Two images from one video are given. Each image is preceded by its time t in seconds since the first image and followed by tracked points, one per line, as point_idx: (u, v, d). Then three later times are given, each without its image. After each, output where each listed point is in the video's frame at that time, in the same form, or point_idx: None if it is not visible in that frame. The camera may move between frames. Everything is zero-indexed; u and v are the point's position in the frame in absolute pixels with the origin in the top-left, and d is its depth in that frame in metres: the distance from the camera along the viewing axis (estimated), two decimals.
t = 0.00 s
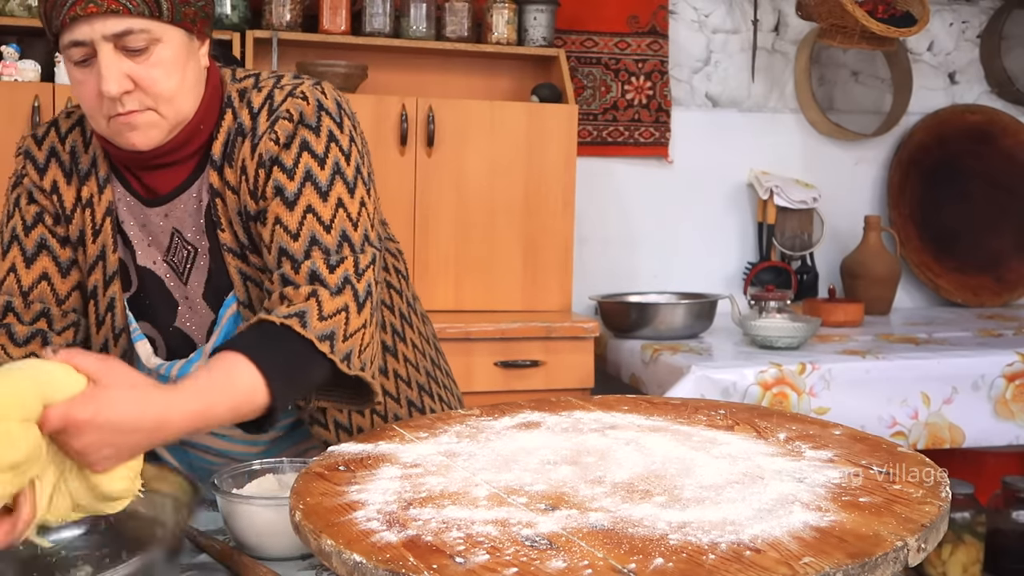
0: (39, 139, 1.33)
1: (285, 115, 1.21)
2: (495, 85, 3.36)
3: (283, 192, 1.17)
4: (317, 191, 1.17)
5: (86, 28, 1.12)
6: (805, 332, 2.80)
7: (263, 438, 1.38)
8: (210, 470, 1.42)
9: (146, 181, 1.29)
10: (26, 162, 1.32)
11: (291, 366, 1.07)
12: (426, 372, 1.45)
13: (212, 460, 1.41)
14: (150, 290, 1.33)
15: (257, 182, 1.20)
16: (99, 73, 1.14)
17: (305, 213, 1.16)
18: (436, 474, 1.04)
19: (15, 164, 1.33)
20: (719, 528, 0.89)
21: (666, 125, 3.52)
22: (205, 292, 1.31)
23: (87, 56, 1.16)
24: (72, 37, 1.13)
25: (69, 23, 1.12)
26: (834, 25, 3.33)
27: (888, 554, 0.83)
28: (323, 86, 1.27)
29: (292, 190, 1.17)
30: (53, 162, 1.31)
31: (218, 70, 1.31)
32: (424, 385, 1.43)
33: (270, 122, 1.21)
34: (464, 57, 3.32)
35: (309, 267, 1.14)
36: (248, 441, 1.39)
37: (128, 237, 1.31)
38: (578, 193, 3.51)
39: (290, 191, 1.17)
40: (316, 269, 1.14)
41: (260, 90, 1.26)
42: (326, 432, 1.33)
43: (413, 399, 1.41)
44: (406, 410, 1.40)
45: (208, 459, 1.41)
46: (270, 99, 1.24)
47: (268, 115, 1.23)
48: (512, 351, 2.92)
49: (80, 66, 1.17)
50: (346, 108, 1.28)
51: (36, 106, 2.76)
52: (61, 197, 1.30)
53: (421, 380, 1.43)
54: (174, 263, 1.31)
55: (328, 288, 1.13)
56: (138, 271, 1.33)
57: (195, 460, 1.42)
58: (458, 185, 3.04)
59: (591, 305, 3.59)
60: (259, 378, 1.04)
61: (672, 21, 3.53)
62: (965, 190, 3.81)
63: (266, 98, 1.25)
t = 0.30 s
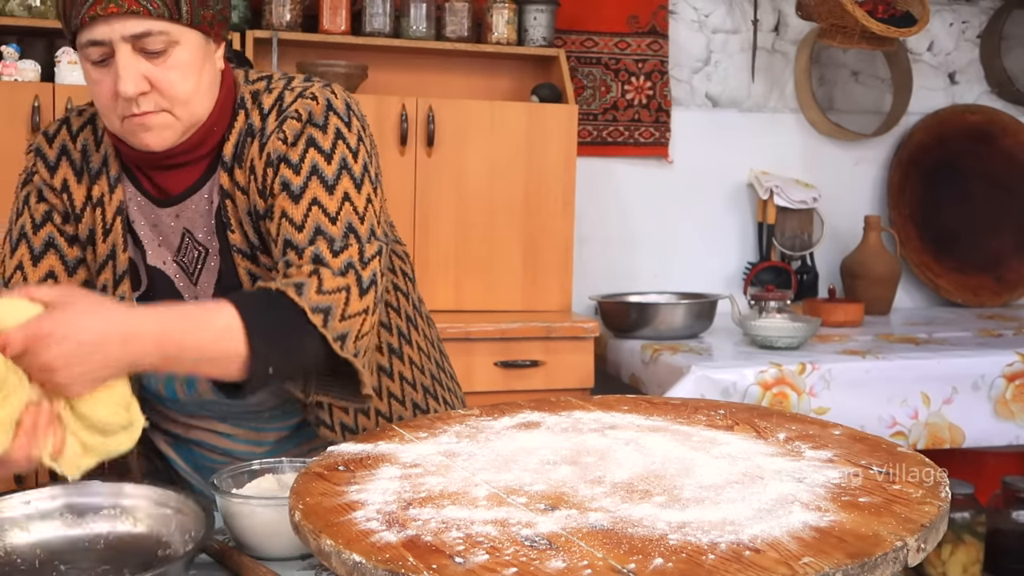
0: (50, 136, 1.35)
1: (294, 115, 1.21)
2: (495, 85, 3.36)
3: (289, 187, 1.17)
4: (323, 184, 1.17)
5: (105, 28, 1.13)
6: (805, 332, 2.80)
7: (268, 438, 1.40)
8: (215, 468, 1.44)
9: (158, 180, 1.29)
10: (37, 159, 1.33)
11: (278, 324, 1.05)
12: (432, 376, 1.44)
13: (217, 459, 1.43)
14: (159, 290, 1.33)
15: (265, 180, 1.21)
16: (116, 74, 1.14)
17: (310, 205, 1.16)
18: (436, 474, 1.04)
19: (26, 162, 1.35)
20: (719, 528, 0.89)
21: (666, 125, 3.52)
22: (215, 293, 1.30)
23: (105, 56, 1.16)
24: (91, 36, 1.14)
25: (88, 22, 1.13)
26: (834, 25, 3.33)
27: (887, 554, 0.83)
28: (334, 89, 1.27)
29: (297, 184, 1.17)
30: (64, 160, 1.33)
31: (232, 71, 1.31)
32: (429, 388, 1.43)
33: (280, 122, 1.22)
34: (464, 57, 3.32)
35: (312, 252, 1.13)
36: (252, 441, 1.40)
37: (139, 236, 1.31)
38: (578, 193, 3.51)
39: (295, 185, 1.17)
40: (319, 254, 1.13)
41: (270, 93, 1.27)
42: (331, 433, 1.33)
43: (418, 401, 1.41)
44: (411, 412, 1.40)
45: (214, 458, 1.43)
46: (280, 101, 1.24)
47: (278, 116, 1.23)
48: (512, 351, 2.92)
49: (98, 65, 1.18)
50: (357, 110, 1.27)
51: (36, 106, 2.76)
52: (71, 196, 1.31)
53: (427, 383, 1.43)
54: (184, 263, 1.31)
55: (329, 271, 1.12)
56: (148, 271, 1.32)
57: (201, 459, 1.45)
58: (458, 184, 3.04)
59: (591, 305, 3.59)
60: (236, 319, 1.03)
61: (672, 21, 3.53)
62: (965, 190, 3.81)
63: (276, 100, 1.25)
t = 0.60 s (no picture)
0: (59, 126, 1.34)
1: (309, 106, 1.22)
2: (495, 84, 3.36)
3: (315, 175, 1.17)
4: (350, 174, 1.17)
5: (117, 18, 1.14)
6: (805, 332, 2.80)
7: (272, 435, 1.39)
8: (217, 466, 1.42)
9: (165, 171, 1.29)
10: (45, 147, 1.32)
11: (348, 276, 1.07)
12: (435, 377, 1.45)
13: (219, 457, 1.41)
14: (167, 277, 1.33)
15: (285, 170, 1.20)
16: (126, 65, 1.14)
17: (342, 192, 1.15)
18: (436, 474, 1.04)
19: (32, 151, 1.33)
20: (719, 528, 0.89)
21: (666, 125, 3.52)
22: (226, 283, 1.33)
23: (115, 46, 1.16)
24: (101, 26, 1.15)
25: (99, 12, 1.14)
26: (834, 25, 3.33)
27: (888, 554, 0.83)
28: (342, 82, 1.29)
29: (325, 173, 1.17)
30: (74, 147, 1.32)
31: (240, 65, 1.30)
32: (432, 390, 1.43)
33: (295, 114, 1.22)
34: (464, 57, 3.32)
35: (356, 234, 1.13)
36: (256, 437, 1.39)
37: (147, 225, 1.32)
38: (578, 193, 3.51)
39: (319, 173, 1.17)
40: (363, 235, 1.13)
41: (280, 85, 1.27)
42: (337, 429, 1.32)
43: (421, 402, 1.41)
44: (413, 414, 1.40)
45: (214, 456, 1.42)
46: (292, 92, 1.25)
47: (291, 108, 1.24)
48: (512, 351, 2.92)
49: (107, 55, 1.18)
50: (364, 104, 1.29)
51: (36, 106, 2.76)
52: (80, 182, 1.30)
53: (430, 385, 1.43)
54: (193, 253, 1.33)
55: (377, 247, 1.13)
56: (156, 260, 1.33)
57: (202, 457, 1.43)
58: (458, 184, 3.04)
59: (591, 305, 3.59)
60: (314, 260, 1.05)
61: (672, 21, 3.53)
62: (965, 190, 3.81)
63: (288, 91, 1.26)
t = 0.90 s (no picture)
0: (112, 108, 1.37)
1: (368, 113, 1.29)
2: (495, 84, 3.36)
3: (378, 185, 1.25)
4: (406, 188, 1.26)
5: None
6: (805, 332, 2.80)
7: (288, 431, 1.39)
8: (228, 462, 1.40)
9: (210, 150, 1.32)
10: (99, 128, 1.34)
11: (391, 298, 1.16)
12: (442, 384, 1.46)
13: (231, 452, 1.39)
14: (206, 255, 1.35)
15: (344, 173, 1.27)
16: (198, 44, 1.15)
17: (404, 207, 1.24)
18: (435, 474, 1.04)
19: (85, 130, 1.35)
20: (719, 528, 0.89)
21: (665, 125, 3.53)
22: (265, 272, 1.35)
23: (185, 24, 1.16)
24: (175, 4, 1.14)
25: None
26: (834, 25, 3.33)
27: (888, 554, 0.83)
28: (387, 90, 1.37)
29: (388, 184, 1.25)
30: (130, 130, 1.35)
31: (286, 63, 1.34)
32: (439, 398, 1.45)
33: (354, 119, 1.29)
34: (464, 57, 3.32)
35: (419, 251, 1.22)
36: (272, 433, 1.38)
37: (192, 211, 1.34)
38: (578, 193, 3.51)
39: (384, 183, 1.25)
40: (424, 252, 1.23)
41: (330, 85, 1.33)
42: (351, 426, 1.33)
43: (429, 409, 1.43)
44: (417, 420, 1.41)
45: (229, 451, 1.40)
46: (345, 95, 1.31)
47: (347, 111, 1.30)
48: (512, 351, 2.92)
49: (174, 33, 1.17)
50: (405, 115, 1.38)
51: (36, 106, 2.77)
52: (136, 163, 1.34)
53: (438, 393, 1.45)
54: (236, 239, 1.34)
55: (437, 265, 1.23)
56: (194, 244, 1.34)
57: (215, 453, 1.41)
58: (458, 184, 3.04)
59: (591, 305, 3.59)
60: (364, 278, 1.14)
61: (672, 20, 3.53)
62: (965, 190, 3.80)
63: (340, 94, 1.31)
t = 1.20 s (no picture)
0: (155, 106, 1.34)
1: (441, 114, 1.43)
2: (495, 84, 3.36)
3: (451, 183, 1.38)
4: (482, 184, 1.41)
5: None
6: (805, 332, 2.80)
7: (337, 426, 1.38)
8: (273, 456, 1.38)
9: (280, 149, 1.35)
10: (145, 129, 1.33)
11: (505, 284, 1.28)
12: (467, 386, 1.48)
13: (278, 447, 1.38)
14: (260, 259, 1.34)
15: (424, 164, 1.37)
16: (298, 34, 1.23)
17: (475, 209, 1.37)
18: (436, 474, 1.04)
19: (131, 131, 1.33)
20: (719, 528, 0.89)
21: (665, 125, 3.52)
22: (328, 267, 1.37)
23: (283, 18, 1.24)
24: None
25: None
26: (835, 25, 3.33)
27: (887, 554, 0.83)
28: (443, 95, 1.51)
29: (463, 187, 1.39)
30: (175, 131, 1.34)
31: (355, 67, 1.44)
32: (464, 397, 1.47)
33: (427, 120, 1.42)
34: (464, 56, 3.32)
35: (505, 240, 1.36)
36: (320, 428, 1.38)
37: (248, 210, 1.35)
38: (578, 193, 3.51)
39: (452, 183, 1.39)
40: (509, 241, 1.36)
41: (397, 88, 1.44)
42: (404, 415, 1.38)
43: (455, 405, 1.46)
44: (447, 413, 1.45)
45: (274, 446, 1.38)
46: (414, 98, 1.44)
47: (419, 114, 1.43)
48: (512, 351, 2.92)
49: (268, 26, 1.25)
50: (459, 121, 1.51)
51: (36, 106, 2.77)
52: (183, 167, 1.33)
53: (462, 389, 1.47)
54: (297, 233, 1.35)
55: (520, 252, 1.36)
56: (250, 241, 1.34)
57: (260, 447, 1.38)
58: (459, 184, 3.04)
59: (591, 305, 3.59)
60: (489, 261, 1.26)
61: (672, 21, 3.53)
62: (965, 190, 3.81)
63: (408, 96, 1.44)
